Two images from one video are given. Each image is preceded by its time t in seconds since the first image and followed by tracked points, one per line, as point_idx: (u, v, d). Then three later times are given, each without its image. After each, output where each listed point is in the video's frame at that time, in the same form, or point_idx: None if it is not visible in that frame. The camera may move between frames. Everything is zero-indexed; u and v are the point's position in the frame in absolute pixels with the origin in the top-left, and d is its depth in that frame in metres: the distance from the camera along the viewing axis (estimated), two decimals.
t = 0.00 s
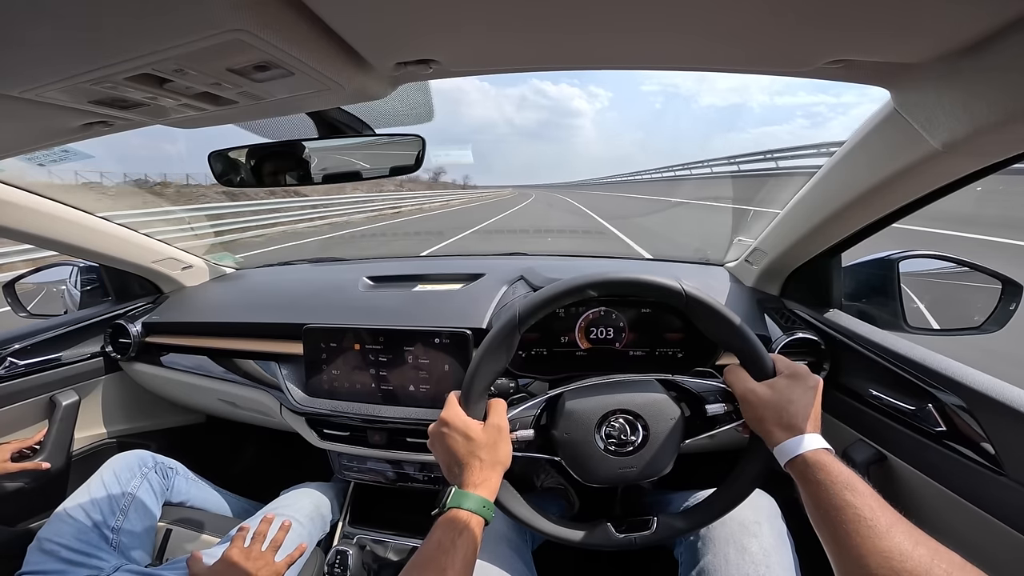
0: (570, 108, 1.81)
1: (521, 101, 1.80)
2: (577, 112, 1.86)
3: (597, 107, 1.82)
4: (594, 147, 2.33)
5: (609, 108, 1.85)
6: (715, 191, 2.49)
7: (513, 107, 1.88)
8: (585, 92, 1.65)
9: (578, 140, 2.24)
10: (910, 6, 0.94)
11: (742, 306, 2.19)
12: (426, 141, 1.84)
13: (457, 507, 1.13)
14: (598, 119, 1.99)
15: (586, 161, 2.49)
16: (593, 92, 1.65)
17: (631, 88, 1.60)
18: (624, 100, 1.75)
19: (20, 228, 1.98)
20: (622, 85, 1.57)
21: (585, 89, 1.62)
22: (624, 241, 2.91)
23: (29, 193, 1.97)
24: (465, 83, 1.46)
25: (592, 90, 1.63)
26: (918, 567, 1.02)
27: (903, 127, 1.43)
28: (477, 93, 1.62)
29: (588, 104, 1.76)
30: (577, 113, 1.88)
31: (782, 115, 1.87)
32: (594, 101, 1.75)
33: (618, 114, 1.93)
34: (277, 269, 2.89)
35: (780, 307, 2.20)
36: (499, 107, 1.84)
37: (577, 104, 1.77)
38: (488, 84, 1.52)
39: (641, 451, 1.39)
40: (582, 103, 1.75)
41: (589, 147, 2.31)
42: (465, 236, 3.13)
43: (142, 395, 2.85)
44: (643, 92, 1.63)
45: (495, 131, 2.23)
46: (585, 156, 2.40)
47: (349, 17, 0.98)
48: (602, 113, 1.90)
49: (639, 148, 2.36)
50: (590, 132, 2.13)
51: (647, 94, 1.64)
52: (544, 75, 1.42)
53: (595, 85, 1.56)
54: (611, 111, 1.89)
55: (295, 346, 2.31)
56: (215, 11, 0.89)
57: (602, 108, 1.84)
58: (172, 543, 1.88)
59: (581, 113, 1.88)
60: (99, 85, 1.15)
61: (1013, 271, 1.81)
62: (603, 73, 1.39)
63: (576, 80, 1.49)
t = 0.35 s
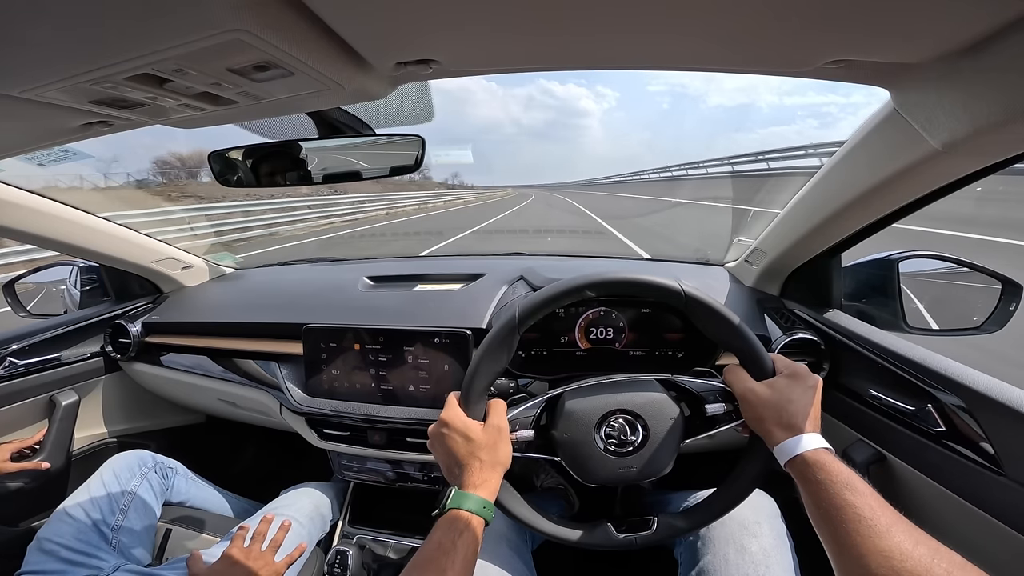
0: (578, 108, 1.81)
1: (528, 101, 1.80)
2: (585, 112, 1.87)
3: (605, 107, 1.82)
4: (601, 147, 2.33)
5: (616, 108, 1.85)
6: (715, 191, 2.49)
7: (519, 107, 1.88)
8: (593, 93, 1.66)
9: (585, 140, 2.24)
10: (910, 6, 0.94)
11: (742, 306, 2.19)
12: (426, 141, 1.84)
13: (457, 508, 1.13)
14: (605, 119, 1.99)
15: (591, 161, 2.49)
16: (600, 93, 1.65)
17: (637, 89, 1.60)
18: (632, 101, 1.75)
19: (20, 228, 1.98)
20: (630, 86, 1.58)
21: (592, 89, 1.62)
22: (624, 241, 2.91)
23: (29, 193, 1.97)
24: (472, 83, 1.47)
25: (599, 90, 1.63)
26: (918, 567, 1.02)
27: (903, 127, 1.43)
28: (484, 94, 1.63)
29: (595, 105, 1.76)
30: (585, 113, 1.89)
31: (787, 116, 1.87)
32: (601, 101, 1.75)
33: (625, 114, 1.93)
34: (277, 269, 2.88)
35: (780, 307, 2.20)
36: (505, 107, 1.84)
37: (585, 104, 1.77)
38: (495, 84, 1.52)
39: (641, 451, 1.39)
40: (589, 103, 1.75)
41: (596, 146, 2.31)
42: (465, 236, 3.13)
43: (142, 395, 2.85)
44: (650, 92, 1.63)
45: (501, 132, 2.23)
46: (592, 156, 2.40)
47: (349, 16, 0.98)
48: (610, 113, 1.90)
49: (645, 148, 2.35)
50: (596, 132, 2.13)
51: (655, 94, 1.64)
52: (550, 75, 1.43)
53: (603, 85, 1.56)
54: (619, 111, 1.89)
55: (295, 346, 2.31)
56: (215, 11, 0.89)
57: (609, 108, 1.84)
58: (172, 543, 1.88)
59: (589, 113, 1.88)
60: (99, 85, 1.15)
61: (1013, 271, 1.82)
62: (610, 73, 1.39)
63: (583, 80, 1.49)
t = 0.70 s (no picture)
0: (586, 108, 1.81)
1: (536, 101, 1.81)
2: (593, 112, 1.86)
3: (613, 107, 1.82)
4: (609, 147, 2.32)
5: (625, 108, 1.85)
6: (716, 191, 2.49)
7: (528, 107, 1.89)
8: (602, 92, 1.66)
9: (593, 140, 2.24)
10: (909, 6, 0.94)
11: (742, 306, 2.19)
12: (426, 141, 1.84)
13: (457, 508, 1.14)
14: (614, 119, 1.99)
15: (598, 162, 2.49)
16: (608, 92, 1.65)
17: (648, 88, 1.59)
18: (641, 100, 1.75)
19: (20, 229, 1.98)
20: (639, 85, 1.58)
21: (600, 89, 1.63)
22: (624, 241, 2.91)
23: (29, 193, 1.96)
24: (480, 83, 1.48)
25: (607, 90, 1.63)
26: (918, 567, 1.02)
27: (903, 127, 1.43)
28: (492, 93, 1.64)
29: (603, 104, 1.76)
30: (593, 113, 1.89)
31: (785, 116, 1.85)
32: (610, 101, 1.75)
33: (634, 114, 1.93)
34: (277, 269, 2.88)
35: (780, 307, 2.20)
36: (513, 107, 1.85)
37: (593, 104, 1.77)
38: (503, 84, 1.53)
39: (641, 451, 1.39)
40: (597, 103, 1.75)
41: (604, 147, 2.31)
42: (465, 236, 3.12)
43: (143, 395, 2.85)
44: (660, 92, 1.63)
45: (510, 131, 2.21)
46: (599, 156, 2.39)
47: (349, 16, 0.98)
48: (618, 113, 1.90)
49: (653, 147, 2.35)
50: (605, 132, 2.13)
51: (664, 93, 1.64)
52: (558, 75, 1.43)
53: (611, 85, 1.57)
54: (627, 111, 1.89)
55: (296, 346, 2.31)
56: (215, 11, 0.89)
57: (618, 108, 1.84)
58: (172, 543, 1.88)
59: (598, 113, 1.88)
60: (99, 85, 1.15)
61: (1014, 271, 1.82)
62: (618, 73, 1.40)
63: (591, 80, 1.49)
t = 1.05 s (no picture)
0: (594, 108, 1.81)
1: (544, 100, 1.81)
2: (601, 111, 1.86)
3: (622, 107, 1.82)
4: (617, 148, 2.32)
5: (633, 108, 1.85)
6: (716, 191, 2.49)
7: (536, 107, 1.90)
8: (610, 92, 1.66)
9: (601, 140, 2.24)
10: (910, 6, 0.94)
11: (742, 306, 2.19)
12: (426, 141, 1.84)
13: (457, 509, 1.14)
14: (622, 119, 1.99)
15: (606, 161, 2.50)
16: (617, 92, 1.66)
17: (657, 88, 1.60)
18: (649, 100, 1.75)
19: (20, 229, 1.99)
20: (647, 85, 1.58)
21: (608, 89, 1.63)
22: (624, 241, 2.91)
23: (29, 193, 1.96)
24: (487, 83, 1.48)
25: (616, 90, 1.64)
26: (919, 566, 1.02)
27: (903, 127, 1.44)
28: (499, 93, 1.64)
29: (611, 104, 1.76)
30: (600, 113, 1.89)
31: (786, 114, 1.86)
32: (618, 101, 1.75)
33: (642, 113, 1.93)
34: (277, 269, 2.88)
35: (780, 307, 2.20)
36: (521, 107, 1.86)
37: (600, 104, 1.77)
38: (511, 84, 1.54)
39: (641, 451, 1.39)
40: (605, 103, 1.75)
41: (612, 146, 2.31)
42: (465, 236, 3.12)
43: (143, 395, 2.85)
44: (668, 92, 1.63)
45: (518, 131, 2.29)
46: (607, 155, 2.40)
47: (349, 16, 0.98)
48: (626, 112, 1.90)
49: (661, 147, 2.34)
50: (613, 132, 2.13)
51: (674, 93, 1.64)
52: (566, 75, 1.43)
53: (619, 85, 1.57)
54: (636, 111, 1.89)
55: (295, 346, 2.32)
56: (215, 11, 0.89)
57: (626, 108, 1.84)
58: (172, 543, 1.88)
59: (606, 113, 1.88)
60: (99, 85, 1.15)
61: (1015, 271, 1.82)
62: (627, 73, 1.40)
63: (598, 80, 1.49)
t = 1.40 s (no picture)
0: (601, 108, 1.81)
1: (551, 101, 1.82)
2: (609, 112, 1.86)
3: (630, 107, 1.82)
4: (626, 147, 2.31)
5: (642, 108, 1.85)
6: (715, 191, 2.49)
7: (543, 107, 1.91)
8: (617, 92, 1.66)
9: (609, 140, 2.24)
10: (910, 5, 0.94)
11: (742, 306, 2.19)
12: (426, 141, 1.84)
13: (457, 510, 1.14)
14: (632, 119, 1.99)
15: (613, 162, 2.50)
16: (625, 92, 1.66)
17: (665, 88, 1.59)
18: (658, 100, 1.75)
19: (20, 229, 1.99)
20: (656, 85, 1.58)
21: (617, 89, 1.63)
22: (624, 241, 2.90)
23: (28, 193, 1.96)
24: (495, 82, 1.49)
25: (624, 90, 1.64)
26: (919, 566, 1.02)
27: (903, 127, 1.44)
28: (507, 93, 1.65)
29: (619, 105, 1.76)
30: (608, 114, 1.89)
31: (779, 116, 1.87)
32: (626, 100, 1.75)
33: (651, 114, 1.93)
34: (277, 269, 2.88)
35: (780, 307, 2.20)
36: (529, 107, 1.87)
37: (607, 105, 1.78)
38: (518, 84, 1.54)
39: (641, 451, 1.39)
40: (613, 103, 1.76)
41: (621, 147, 2.31)
42: (465, 236, 3.11)
43: (143, 395, 2.85)
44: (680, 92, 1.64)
45: (523, 131, 2.30)
46: (614, 156, 2.39)
47: (349, 16, 0.98)
48: (634, 113, 1.90)
49: (668, 147, 2.34)
50: (621, 132, 2.13)
51: (682, 93, 1.64)
52: (574, 75, 1.43)
53: (628, 85, 1.58)
54: (644, 111, 1.89)
55: (295, 346, 2.32)
56: (215, 11, 0.89)
57: (635, 108, 1.84)
58: (172, 544, 1.88)
59: (614, 114, 1.88)
60: (99, 85, 1.15)
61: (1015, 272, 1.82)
62: (636, 73, 1.40)
63: (607, 80, 1.50)
